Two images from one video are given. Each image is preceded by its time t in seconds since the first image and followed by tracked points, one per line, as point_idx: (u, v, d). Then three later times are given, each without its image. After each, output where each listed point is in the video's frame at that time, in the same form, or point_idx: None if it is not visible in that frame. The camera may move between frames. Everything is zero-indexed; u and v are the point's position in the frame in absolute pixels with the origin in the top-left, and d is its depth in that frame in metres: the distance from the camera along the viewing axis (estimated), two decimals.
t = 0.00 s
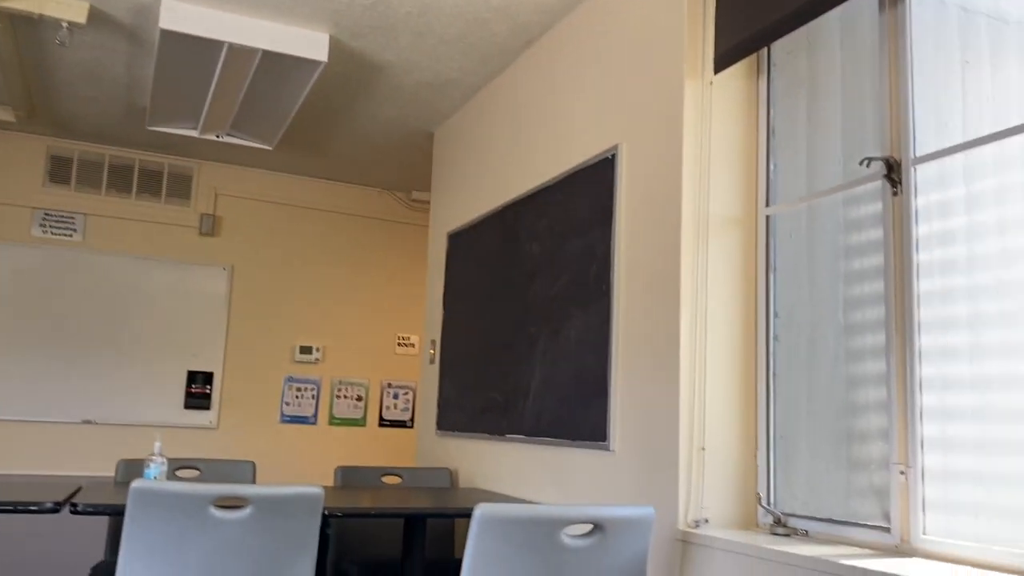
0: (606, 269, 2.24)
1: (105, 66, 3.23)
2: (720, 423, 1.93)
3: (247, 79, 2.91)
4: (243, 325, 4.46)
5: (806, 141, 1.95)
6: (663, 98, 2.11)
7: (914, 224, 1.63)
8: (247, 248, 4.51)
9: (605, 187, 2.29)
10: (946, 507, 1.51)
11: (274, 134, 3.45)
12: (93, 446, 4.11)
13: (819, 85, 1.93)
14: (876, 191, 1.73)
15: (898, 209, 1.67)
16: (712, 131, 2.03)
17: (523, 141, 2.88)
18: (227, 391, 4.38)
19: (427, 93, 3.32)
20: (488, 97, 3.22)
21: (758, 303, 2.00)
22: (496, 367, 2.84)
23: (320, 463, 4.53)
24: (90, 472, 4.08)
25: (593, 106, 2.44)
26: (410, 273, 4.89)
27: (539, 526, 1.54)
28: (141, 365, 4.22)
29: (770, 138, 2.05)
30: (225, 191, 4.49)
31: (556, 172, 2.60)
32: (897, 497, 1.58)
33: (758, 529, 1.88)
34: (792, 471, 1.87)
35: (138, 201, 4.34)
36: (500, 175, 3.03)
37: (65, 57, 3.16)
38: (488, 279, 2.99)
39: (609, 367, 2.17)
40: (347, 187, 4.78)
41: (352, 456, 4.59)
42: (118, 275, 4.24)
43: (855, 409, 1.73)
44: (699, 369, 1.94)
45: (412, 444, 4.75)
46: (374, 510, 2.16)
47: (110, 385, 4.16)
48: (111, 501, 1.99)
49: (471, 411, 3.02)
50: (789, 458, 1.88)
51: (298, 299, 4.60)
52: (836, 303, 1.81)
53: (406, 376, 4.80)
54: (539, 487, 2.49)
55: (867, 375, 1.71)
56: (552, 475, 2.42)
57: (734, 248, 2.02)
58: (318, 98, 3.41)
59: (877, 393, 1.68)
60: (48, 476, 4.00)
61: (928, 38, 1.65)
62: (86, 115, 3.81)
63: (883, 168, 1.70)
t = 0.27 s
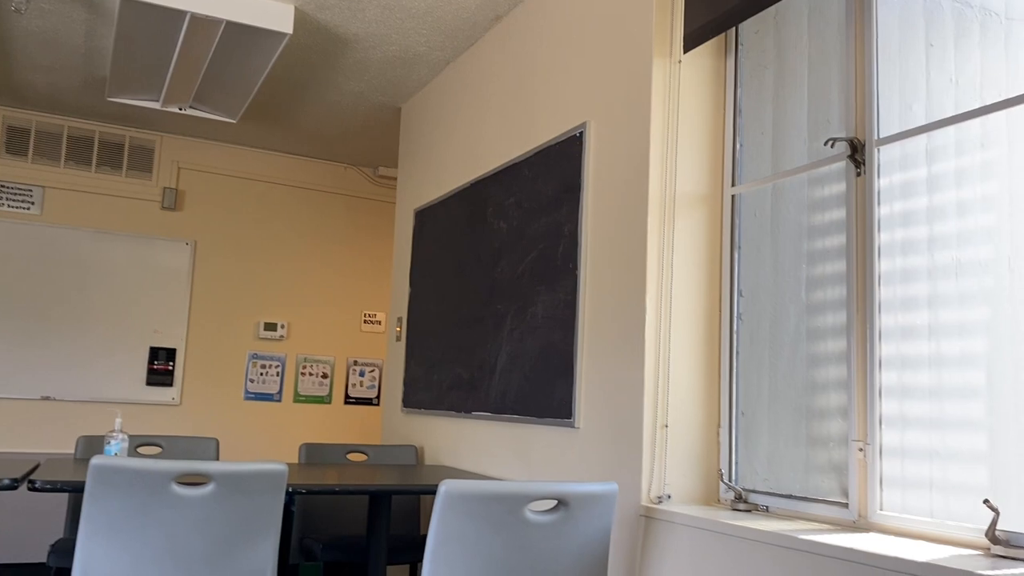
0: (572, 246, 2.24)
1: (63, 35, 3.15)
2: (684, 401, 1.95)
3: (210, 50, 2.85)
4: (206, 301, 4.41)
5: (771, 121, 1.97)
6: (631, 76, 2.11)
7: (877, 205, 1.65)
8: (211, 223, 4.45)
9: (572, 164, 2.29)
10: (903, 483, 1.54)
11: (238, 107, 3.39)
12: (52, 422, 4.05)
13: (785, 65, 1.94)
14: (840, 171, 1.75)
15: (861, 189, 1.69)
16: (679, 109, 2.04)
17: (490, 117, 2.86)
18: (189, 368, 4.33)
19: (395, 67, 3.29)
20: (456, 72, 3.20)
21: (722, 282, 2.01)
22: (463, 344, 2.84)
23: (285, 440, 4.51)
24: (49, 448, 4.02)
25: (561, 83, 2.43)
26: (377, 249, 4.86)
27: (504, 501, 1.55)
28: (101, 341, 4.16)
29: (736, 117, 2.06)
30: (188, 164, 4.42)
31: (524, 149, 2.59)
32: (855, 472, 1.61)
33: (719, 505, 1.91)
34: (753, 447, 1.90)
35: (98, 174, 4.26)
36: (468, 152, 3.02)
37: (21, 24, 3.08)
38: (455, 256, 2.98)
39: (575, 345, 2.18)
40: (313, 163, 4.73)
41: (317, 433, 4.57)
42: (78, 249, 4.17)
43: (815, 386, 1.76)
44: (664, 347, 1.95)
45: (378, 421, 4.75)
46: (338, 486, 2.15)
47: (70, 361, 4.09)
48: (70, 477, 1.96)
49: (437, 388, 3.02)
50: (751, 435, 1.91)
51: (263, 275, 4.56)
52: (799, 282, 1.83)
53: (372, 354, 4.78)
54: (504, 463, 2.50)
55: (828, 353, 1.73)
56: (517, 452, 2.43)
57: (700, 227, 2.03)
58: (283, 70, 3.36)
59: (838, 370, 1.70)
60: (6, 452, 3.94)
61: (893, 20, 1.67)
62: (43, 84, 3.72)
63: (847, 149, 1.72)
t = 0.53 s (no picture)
0: (539, 227, 2.24)
1: (19, 8, 3.07)
2: (648, 381, 1.96)
3: (172, 26, 2.80)
4: (169, 282, 4.35)
5: (737, 103, 1.98)
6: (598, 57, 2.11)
7: (839, 187, 1.67)
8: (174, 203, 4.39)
9: (540, 145, 2.28)
10: (862, 462, 1.57)
11: (201, 85, 3.34)
12: (11, 405, 3.98)
13: (751, 47, 1.94)
14: (804, 154, 1.77)
15: (824, 172, 1.70)
16: (646, 90, 2.04)
17: (458, 98, 2.85)
18: (153, 350, 4.28)
19: (361, 46, 3.25)
20: (423, 52, 3.17)
21: (687, 263, 2.03)
22: (429, 325, 2.84)
23: (251, 422, 4.48)
24: (9, 431, 3.96)
25: (528, 63, 2.42)
26: (344, 230, 4.83)
27: (469, 481, 1.56)
28: (61, 322, 4.09)
29: (702, 99, 2.07)
30: (150, 143, 4.34)
31: (491, 129, 2.58)
32: (815, 451, 1.63)
33: (683, 484, 1.93)
34: (716, 427, 1.92)
35: (57, 151, 4.17)
36: (435, 132, 3.00)
37: None
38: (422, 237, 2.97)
39: (542, 326, 2.18)
40: (279, 142, 4.67)
41: (283, 416, 4.55)
42: (37, 229, 4.08)
43: (777, 367, 1.78)
44: (630, 328, 1.96)
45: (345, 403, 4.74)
46: (303, 467, 2.14)
47: (29, 342, 4.02)
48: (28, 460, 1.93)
49: (403, 370, 3.01)
50: (714, 414, 1.93)
51: (227, 256, 4.50)
52: (763, 263, 1.85)
53: (338, 336, 4.76)
54: (470, 444, 2.51)
55: (790, 334, 1.76)
56: (483, 433, 2.44)
57: (665, 209, 2.04)
58: (247, 47, 3.30)
59: (799, 351, 1.73)
60: None
61: (858, 3, 1.68)
62: None
63: (811, 132, 1.74)
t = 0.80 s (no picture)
0: (497, 211, 2.24)
1: None
2: (606, 364, 1.97)
3: (120, 4, 2.72)
4: (120, 265, 4.26)
5: (694, 87, 1.98)
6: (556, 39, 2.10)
7: (793, 171, 1.69)
8: (124, 185, 4.29)
9: (497, 128, 2.27)
10: (813, 441, 1.60)
11: (151, 63, 3.26)
12: None
13: (708, 31, 1.95)
14: (758, 138, 1.79)
15: (778, 155, 1.72)
16: (603, 73, 2.04)
17: (415, 79, 2.82)
18: (103, 335, 4.19)
19: (316, 25, 3.20)
20: (380, 32, 3.13)
21: (644, 247, 2.04)
22: (387, 309, 2.82)
23: (205, 408, 4.43)
24: None
25: (486, 44, 2.40)
26: (299, 213, 4.77)
27: (427, 465, 1.55)
28: (7, 307, 3.98)
29: (659, 83, 2.07)
30: (99, 123, 4.24)
31: (448, 111, 2.56)
32: (768, 431, 1.66)
33: (639, 465, 1.95)
34: (671, 409, 1.94)
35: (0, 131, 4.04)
36: (392, 114, 2.97)
37: None
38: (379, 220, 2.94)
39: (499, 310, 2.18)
40: (232, 123, 4.59)
41: (238, 401, 4.50)
42: None
43: (731, 349, 1.80)
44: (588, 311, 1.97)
45: (301, 388, 4.70)
46: (258, 453, 2.12)
47: None
48: None
49: (360, 354, 2.99)
50: (669, 397, 1.95)
51: (180, 240, 4.42)
52: (717, 246, 1.86)
53: (294, 320, 4.72)
54: (428, 428, 2.51)
55: (744, 316, 1.78)
56: (440, 416, 2.44)
57: (623, 192, 2.04)
58: (199, 25, 3.23)
59: (753, 333, 1.75)
60: None
61: None
62: None
63: (766, 116, 1.75)
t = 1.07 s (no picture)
0: (442, 195, 2.23)
1: None
2: (550, 348, 1.98)
3: None
4: (53, 250, 4.13)
5: (638, 72, 1.99)
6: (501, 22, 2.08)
7: (735, 157, 1.71)
8: (56, 167, 4.16)
9: (442, 111, 2.26)
10: (753, 423, 1.63)
11: (84, 41, 3.15)
12: None
13: (652, 16, 1.96)
14: (700, 124, 1.80)
15: (720, 141, 1.74)
16: (547, 57, 2.03)
17: (358, 61, 2.78)
18: (35, 321, 4.06)
19: (257, 4, 3.13)
20: (322, 13, 3.08)
21: (589, 231, 2.05)
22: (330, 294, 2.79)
23: (143, 396, 4.33)
24: None
25: (430, 27, 2.38)
26: (240, 197, 4.69)
27: (371, 450, 1.54)
28: None
29: (604, 67, 2.08)
30: (29, 102, 4.09)
31: (392, 94, 2.53)
32: (709, 413, 1.69)
33: (584, 448, 1.97)
34: (615, 392, 1.96)
35: None
36: (335, 96, 2.92)
37: None
38: (322, 204, 2.90)
39: (444, 295, 2.17)
40: (170, 104, 4.48)
41: (177, 389, 4.42)
42: None
43: (674, 333, 1.82)
44: (533, 296, 1.97)
45: (242, 375, 4.64)
46: (198, 440, 2.08)
47: None
48: None
49: (304, 340, 2.96)
50: (613, 380, 1.97)
51: (116, 224, 4.31)
52: (661, 232, 1.88)
53: (235, 306, 4.64)
54: (372, 413, 2.49)
55: (687, 300, 1.80)
56: (385, 402, 2.42)
57: (568, 177, 2.05)
58: (134, 2, 3.14)
59: (695, 317, 1.77)
60: None
61: None
62: None
63: (708, 102, 1.77)
